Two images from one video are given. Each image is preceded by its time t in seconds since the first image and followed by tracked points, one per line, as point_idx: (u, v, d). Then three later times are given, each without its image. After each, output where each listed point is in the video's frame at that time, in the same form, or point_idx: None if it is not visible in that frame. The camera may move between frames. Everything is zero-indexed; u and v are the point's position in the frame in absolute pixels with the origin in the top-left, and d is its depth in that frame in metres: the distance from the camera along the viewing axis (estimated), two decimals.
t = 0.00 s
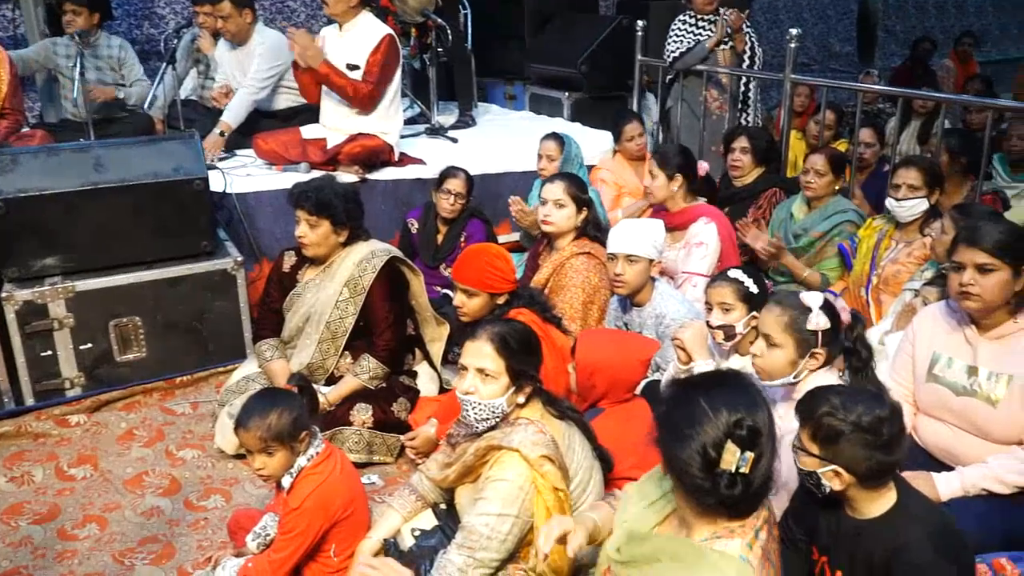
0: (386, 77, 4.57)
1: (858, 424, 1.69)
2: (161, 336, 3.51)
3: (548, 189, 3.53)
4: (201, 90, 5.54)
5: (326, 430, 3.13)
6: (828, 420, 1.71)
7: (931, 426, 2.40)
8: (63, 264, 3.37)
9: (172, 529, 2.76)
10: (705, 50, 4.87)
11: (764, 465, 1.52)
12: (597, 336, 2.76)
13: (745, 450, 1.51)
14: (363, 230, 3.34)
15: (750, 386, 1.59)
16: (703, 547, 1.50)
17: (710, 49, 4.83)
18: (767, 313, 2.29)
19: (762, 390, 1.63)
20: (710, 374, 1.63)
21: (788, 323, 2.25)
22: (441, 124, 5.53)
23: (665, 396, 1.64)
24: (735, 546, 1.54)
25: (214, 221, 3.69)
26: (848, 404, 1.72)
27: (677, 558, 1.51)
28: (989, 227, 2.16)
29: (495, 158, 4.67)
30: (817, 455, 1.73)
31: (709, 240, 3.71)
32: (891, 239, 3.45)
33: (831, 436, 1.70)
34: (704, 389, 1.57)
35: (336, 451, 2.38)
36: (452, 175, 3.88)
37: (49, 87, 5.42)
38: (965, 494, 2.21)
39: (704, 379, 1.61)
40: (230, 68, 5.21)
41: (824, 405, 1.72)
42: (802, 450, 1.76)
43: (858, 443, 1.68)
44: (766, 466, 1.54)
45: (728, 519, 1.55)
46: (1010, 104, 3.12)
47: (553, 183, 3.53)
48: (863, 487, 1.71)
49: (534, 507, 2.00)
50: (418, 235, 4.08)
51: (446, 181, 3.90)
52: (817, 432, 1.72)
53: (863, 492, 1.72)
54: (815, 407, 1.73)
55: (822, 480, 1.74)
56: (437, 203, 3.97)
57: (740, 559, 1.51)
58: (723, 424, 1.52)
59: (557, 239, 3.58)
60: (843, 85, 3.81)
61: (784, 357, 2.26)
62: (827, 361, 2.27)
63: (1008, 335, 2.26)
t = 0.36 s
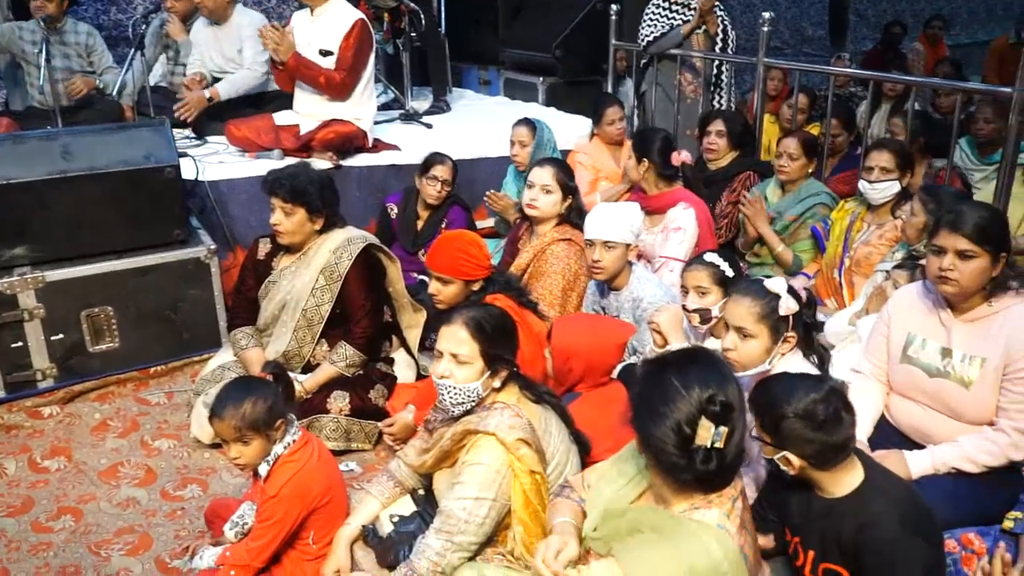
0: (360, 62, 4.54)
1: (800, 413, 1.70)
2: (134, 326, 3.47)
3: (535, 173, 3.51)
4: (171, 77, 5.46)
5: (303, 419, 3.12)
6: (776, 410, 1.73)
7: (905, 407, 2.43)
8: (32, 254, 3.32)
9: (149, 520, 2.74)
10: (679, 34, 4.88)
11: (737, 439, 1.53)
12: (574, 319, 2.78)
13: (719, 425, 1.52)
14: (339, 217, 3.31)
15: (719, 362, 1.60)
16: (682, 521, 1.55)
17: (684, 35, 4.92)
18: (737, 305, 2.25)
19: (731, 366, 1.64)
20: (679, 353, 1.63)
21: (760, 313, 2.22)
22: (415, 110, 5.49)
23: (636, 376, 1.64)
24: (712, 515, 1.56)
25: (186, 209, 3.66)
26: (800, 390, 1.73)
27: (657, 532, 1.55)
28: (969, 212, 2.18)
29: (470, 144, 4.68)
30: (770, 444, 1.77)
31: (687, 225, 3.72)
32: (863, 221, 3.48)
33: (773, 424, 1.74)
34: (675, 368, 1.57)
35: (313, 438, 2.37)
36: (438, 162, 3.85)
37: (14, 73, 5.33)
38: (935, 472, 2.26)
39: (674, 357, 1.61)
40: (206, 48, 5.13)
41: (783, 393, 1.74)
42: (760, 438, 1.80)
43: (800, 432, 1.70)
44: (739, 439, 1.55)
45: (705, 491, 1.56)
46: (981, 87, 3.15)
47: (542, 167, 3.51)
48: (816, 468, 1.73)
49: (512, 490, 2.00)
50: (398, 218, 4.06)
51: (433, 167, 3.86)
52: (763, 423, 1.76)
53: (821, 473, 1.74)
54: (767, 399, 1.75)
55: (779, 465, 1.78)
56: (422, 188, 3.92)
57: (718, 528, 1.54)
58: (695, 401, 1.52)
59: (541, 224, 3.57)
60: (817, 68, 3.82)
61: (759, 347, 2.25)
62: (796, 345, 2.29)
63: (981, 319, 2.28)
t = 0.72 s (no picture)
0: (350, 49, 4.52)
1: (758, 416, 1.70)
2: (119, 315, 3.46)
3: (526, 162, 3.49)
4: (154, 64, 5.41)
5: (291, 408, 3.12)
6: (734, 413, 1.72)
7: (889, 391, 2.46)
8: (15, 245, 3.29)
9: (137, 510, 2.74)
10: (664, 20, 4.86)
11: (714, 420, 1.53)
12: (561, 306, 2.79)
13: (695, 407, 1.51)
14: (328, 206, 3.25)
15: (692, 345, 1.60)
16: (669, 504, 1.51)
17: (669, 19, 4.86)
18: (714, 296, 2.20)
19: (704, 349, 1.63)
20: (652, 337, 1.62)
21: (739, 303, 2.18)
22: (401, 97, 5.47)
23: (611, 362, 1.63)
24: (696, 495, 1.54)
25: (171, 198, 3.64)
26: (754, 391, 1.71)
27: (647, 519, 1.50)
28: (950, 196, 2.19)
29: (457, 131, 4.68)
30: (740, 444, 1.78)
31: (674, 212, 3.73)
32: (849, 207, 3.50)
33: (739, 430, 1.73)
34: (649, 353, 1.57)
35: (301, 427, 2.37)
36: (433, 151, 3.83)
37: None
38: (920, 455, 2.29)
39: (647, 342, 1.61)
40: (199, 32, 5.23)
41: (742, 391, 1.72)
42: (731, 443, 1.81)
43: (764, 433, 1.70)
44: (714, 420, 1.55)
45: (686, 474, 1.55)
46: (964, 73, 3.16)
47: (531, 156, 3.49)
48: (788, 462, 1.75)
49: (501, 478, 2.01)
50: (390, 206, 4.05)
51: (427, 156, 3.84)
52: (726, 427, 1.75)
53: (794, 467, 1.76)
54: (724, 403, 1.73)
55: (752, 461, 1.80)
56: (415, 177, 3.92)
57: (703, 507, 1.52)
58: (670, 384, 1.52)
59: (529, 213, 3.56)
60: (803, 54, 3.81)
61: (738, 337, 2.22)
62: (773, 332, 2.27)
63: (963, 302, 2.30)
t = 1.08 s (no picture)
0: (326, 49, 4.52)
1: (746, 414, 1.71)
2: (100, 318, 3.43)
3: (499, 159, 3.49)
4: (133, 64, 5.37)
5: (275, 409, 3.11)
6: (723, 413, 1.74)
7: (870, 382, 2.47)
8: None
9: (120, 514, 2.71)
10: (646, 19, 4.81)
11: (673, 417, 1.50)
12: (545, 301, 2.83)
13: (651, 403, 1.49)
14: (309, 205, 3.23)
15: (654, 342, 1.58)
16: (631, 502, 1.48)
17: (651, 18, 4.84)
18: (689, 293, 2.20)
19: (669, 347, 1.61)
20: (616, 334, 1.61)
21: (714, 299, 2.18)
22: (383, 96, 5.45)
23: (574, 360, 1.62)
24: (656, 492, 1.51)
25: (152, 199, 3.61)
26: (738, 388, 1.73)
27: (607, 516, 1.46)
28: (917, 188, 2.21)
29: (439, 130, 4.67)
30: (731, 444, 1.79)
31: (653, 208, 3.73)
32: (830, 203, 3.52)
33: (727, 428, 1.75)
34: (609, 350, 1.55)
35: (285, 428, 2.36)
36: (416, 150, 3.82)
37: None
38: (901, 447, 2.30)
39: (609, 339, 1.59)
40: (180, 31, 5.17)
41: (725, 389, 1.74)
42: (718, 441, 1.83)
43: (751, 432, 1.72)
44: (676, 417, 1.52)
45: (646, 469, 1.53)
46: (941, 68, 3.19)
47: (504, 153, 3.49)
48: (778, 458, 1.76)
49: (486, 477, 2.01)
50: (372, 206, 4.04)
51: (409, 155, 3.83)
52: (718, 428, 1.76)
53: (787, 463, 1.77)
54: (711, 403, 1.75)
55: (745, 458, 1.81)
56: (397, 176, 3.90)
57: (663, 504, 1.50)
58: (628, 381, 1.50)
59: (506, 210, 3.56)
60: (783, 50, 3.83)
61: (714, 333, 2.21)
62: (751, 326, 2.27)
63: (937, 292, 2.31)
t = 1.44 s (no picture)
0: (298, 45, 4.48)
1: (716, 406, 1.73)
2: (64, 324, 3.38)
3: (465, 157, 3.47)
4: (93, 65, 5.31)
5: (244, 412, 3.07)
6: (693, 406, 1.75)
7: (835, 372, 2.50)
8: None
9: (87, 523, 2.67)
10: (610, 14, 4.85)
11: (626, 414, 1.49)
12: (515, 299, 2.83)
13: (602, 401, 1.48)
14: (271, 206, 3.20)
15: (605, 339, 1.56)
16: (589, 500, 1.48)
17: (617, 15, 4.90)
18: (648, 288, 2.21)
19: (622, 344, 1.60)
20: (567, 331, 1.59)
21: (673, 292, 2.19)
22: (348, 95, 5.41)
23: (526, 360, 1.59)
24: (615, 488, 1.51)
25: (114, 202, 3.55)
26: (709, 381, 1.75)
27: (566, 517, 1.46)
28: (882, 180, 2.24)
29: (407, 128, 4.65)
30: (699, 438, 1.80)
31: (622, 203, 3.74)
32: (794, 195, 3.55)
33: (698, 422, 1.76)
34: (560, 349, 1.54)
35: (254, 431, 2.33)
36: (377, 147, 3.82)
37: None
38: (866, 435, 2.34)
39: (560, 337, 1.57)
40: (142, 33, 5.09)
41: (696, 382, 1.76)
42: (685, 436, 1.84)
43: (720, 423, 1.73)
44: (630, 414, 1.51)
45: (603, 465, 1.52)
46: (901, 62, 3.23)
47: (471, 150, 3.48)
48: (748, 450, 1.77)
49: (457, 475, 2.01)
50: (337, 207, 4.01)
51: (370, 152, 3.83)
52: (688, 422, 1.78)
53: (755, 455, 1.79)
54: (683, 398, 1.76)
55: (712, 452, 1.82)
56: (360, 175, 3.89)
57: (622, 500, 1.49)
58: (579, 380, 1.49)
59: (474, 208, 3.54)
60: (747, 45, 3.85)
61: (676, 327, 2.22)
62: (713, 319, 2.28)
63: (901, 282, 2.34)
